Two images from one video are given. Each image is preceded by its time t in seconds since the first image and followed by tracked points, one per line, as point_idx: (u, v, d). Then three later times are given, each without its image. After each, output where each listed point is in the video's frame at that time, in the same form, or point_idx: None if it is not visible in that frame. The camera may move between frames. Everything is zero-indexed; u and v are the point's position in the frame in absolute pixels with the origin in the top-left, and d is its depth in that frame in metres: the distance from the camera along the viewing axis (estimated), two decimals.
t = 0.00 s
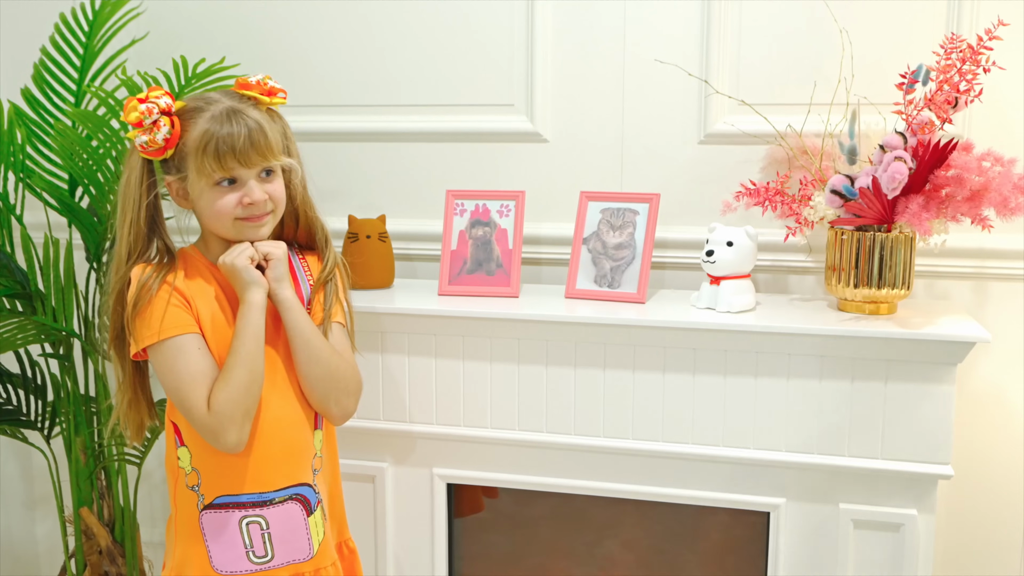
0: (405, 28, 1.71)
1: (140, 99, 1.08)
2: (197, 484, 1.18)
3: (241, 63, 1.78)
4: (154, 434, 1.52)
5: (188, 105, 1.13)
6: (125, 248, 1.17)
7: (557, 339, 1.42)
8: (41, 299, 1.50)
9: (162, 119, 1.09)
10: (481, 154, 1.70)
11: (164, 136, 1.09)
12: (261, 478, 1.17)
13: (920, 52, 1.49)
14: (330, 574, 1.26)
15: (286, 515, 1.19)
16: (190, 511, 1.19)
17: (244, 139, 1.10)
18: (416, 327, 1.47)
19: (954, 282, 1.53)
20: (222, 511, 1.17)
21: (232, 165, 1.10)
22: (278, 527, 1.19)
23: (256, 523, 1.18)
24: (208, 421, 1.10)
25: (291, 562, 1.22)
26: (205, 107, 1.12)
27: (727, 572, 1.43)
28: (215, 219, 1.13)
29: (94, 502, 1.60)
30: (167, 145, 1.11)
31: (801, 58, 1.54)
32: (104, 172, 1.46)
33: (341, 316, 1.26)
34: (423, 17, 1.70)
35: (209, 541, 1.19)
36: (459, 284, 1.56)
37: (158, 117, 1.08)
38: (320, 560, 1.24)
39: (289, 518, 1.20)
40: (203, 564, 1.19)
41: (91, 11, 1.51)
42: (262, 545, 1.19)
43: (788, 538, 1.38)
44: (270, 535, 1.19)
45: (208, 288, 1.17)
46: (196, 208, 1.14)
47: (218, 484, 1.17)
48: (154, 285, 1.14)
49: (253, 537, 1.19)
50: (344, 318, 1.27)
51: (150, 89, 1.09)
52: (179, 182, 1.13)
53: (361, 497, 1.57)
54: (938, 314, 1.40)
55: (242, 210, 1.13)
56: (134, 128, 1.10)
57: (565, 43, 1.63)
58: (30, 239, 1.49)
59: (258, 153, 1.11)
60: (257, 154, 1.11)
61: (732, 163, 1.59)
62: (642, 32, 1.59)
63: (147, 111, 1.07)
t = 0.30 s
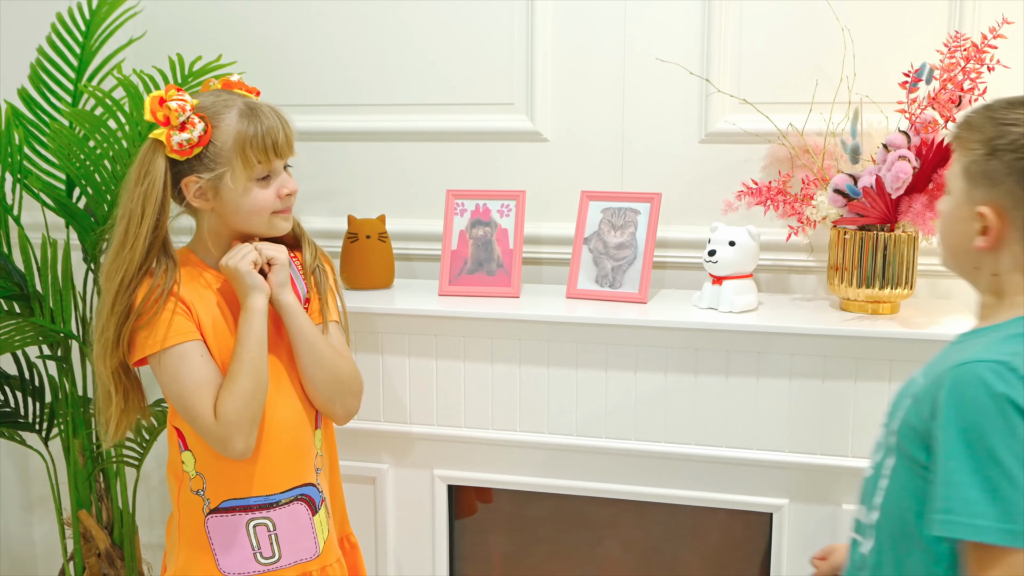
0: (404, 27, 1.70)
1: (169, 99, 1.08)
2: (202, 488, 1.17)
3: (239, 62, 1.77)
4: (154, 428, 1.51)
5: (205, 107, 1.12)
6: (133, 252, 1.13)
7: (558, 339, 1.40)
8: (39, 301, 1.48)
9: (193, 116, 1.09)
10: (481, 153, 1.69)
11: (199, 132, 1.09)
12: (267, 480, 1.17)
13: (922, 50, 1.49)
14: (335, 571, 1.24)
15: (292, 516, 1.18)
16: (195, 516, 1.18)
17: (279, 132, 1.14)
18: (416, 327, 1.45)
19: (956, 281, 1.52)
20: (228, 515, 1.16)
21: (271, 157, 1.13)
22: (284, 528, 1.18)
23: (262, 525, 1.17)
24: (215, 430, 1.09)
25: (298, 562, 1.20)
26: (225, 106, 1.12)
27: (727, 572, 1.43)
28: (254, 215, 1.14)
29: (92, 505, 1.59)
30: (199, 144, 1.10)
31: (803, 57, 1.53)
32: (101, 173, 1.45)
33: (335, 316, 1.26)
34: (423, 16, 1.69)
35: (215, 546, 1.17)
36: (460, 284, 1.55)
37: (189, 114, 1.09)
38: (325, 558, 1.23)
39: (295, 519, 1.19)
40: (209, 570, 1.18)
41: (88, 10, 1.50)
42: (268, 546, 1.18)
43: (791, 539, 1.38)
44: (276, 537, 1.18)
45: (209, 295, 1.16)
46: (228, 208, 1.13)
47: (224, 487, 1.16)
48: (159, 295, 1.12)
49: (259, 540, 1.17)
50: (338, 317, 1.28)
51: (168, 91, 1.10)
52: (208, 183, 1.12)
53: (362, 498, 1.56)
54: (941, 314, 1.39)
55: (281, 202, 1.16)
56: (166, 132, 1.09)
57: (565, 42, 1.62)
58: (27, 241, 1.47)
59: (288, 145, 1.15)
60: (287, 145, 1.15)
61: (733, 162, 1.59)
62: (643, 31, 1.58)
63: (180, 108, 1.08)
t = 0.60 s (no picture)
0: (403, 26, 1.69)
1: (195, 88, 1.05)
2: (212, 492, 1.14)
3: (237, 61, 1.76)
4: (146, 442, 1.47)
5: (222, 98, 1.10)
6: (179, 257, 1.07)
7: (558, 340, 1.39)
8: (36, 302, 1.47)
9: (221, 105, 1.06)
10: (481, 153, 1.68)
11: (228, 120, 1.06)
12: (279, 481, 1.16)
13: (925, 49, 1.48)
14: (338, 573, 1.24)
15: (299, 518, 1.18)
16: (204, 521, 1.15)
17: (297, 119, 1.15)
18: (416, 329, 1.44)
19: (958, 281, 1.52)
20: (238, 518, 1.14)
21: (294, 143, 1.14)
22: (293, 530, 1.17)
23: (272, 528, 1.16)
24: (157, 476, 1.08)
25: (303, 562, 1.19)
26: (240, 98, 1.11)
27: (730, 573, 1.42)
28: (285, 203, 1.13)
29: (90, 507, 1.58)
30: (229, 133, 1.07)
31: (805, 56, 1.52)
32: (99, 172, 1.43)
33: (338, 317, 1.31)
34: (422, 16, 1.68)
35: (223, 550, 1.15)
36: (459, 284, 1.54)
37: (218, 103, 1.06)
38: (330, 560, 1.22)
39: (302, 520, 1.18)
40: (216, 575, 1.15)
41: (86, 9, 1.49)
42: (277, 549, 1.17)
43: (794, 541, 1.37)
44: (285, 539, 1.17)
45: (237, 307, 1.13)
46: (257, 199, 1.11)
47: (235, 490, 1.14)
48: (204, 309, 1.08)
49: (269, 543, 1.16)
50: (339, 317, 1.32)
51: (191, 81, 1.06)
52: (236, 174, 1.09)
53: (361, 500, 1.55)
54: (944, 314, 1.39)
55: (304, 188, 1.16)
56: (194, 121, 1.05)
57: (564, 41, 1.62)
58: (24, 241, 1.46)
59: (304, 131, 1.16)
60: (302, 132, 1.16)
61: (734, 162, 1.57)
62: (644, 30, 1.58)
63: (210, 96, 1.05)
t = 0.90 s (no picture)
0: (403, 24, 1.68)
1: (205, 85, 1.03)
2: (218, 497, 1.12)
3: (235, 60, 1.75)
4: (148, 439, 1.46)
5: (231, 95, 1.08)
6: (225, 257, 1.06)
7: (558, 341, 1.38)
8: (33, 303, 1.46)
9: (233, 102, 1.05)
10: (480, 153, 1.67)
11: (241, 117, 1.05)
12: (283, 485, 1.14)
13: (927, 48, 1.47)
14: None
15: (302, 523, 1.16)
16: (209, 524, 1.12)
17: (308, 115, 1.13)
18: (415, 329, 1.43)
19: (961, 281, 1.51)
20: (245, 524, 1.13)
21: (306, 139, 1.13)
22: (296, 535, 1.16)
23: (277, 533, 1.14)
24: (166, 529, 1.05)
25: (305, 568, 1.18)
26: (249, 94, 1.09)
27: None
28: (299, 199, 1.12)
29: (87, 509, 1.57)
30: (241, 129, 1.06)
31: (806, 55, 1.52)
32: (96, 173, 1.42)
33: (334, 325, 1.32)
34: (421, 14, 1.67)
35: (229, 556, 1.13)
36: (459, 285, 1.53)
37: (229, 100, 1.05)
38: (329, 564, 1.21)
39: (304, 525, 1.17)
40: None
41: (83, 8, 1.48)
42: (281, 554, 1.15)
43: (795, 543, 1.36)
44: (289, 544, 1.15)
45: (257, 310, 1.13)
46: (272, 196, 1.10)
47: (243, 495, 1.12)
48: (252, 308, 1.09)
49: (273, 548, 1.15)
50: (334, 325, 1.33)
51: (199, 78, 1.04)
52: (250, 171, 1.08)
53: (360, 502, 1.54)
54: (946, 314, 1.38)
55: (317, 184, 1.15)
56: (207, 118, 1.04)
57: (564, 40, 1.61)
58: (20, 242, 1.45)
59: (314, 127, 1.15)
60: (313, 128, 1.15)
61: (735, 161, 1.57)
62: (644, 29, 1.57)
63: (221, 92, 1.03)
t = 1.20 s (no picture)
0: (401, 23, 1.67)
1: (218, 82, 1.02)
2: (225, 500, 1.10)
3: (232, 59, 1.74)
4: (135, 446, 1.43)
5: (242, 94, 1.07)
6: (234, 257, 1.05)
7: (557, 342, 1.37)
8: (28, 304, 1.45)
9: (244, 101, 1.04)
10: (479, 152, 1.66)
11: (253, 116, 1.04)
12: (291, 486, 1.13)
13: (929, 46, 1.46)
14: None
15: (310, 525, 1.16)
16: (218, 529, 1.10)
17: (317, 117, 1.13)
18: (413, 330, 1.42)
19: (963, 281, 1.50)
20: (253, 525, 1.11)
21: (313, 141, 1.12)
22: (305, 537, 1.15)
23: (286, 535, 1.13)
24: (186, 539, 1.04)
25: (313, 570, 1.17)
26: (259, 94, 1.09)
27: None
28: (305, 201, 1.11)
29: (84, 511, 1.56)
30: (252, 129, 1.05)
31: (807, 53, 1.50)
32: (92, 173, 1.41)
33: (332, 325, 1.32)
34: (419, 13, 1.65)
35: (238, 559, 1.11)
36: (457, 285, 1.51)
37: (241, 99, 1.03)
38: (335, 566, 1.21)
39: (312, 526, 1.16)
40: None
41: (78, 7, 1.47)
42: (290, 556, 1.14)
43: (797, 545, 1.34)
44: (298, 546, 1.14)
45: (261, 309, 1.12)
46: (278, 197, 1.09)
47: (252, 496, 1.11)
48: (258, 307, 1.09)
49: (282, 550, 1.13)
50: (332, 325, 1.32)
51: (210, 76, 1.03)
52: (258, 172, 1.07)
53: (358, 503, 1.52)
54: (948, 314, 1.37)
55: (322, 187, 1.14)
56: (218, 117, 1.02)
57: (563, 39, 1.60)
58: (16, 242, 1.44)
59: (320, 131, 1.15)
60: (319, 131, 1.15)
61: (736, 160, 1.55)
62: (643, 27, 1.56)
63: (234, 91, 1.02)
